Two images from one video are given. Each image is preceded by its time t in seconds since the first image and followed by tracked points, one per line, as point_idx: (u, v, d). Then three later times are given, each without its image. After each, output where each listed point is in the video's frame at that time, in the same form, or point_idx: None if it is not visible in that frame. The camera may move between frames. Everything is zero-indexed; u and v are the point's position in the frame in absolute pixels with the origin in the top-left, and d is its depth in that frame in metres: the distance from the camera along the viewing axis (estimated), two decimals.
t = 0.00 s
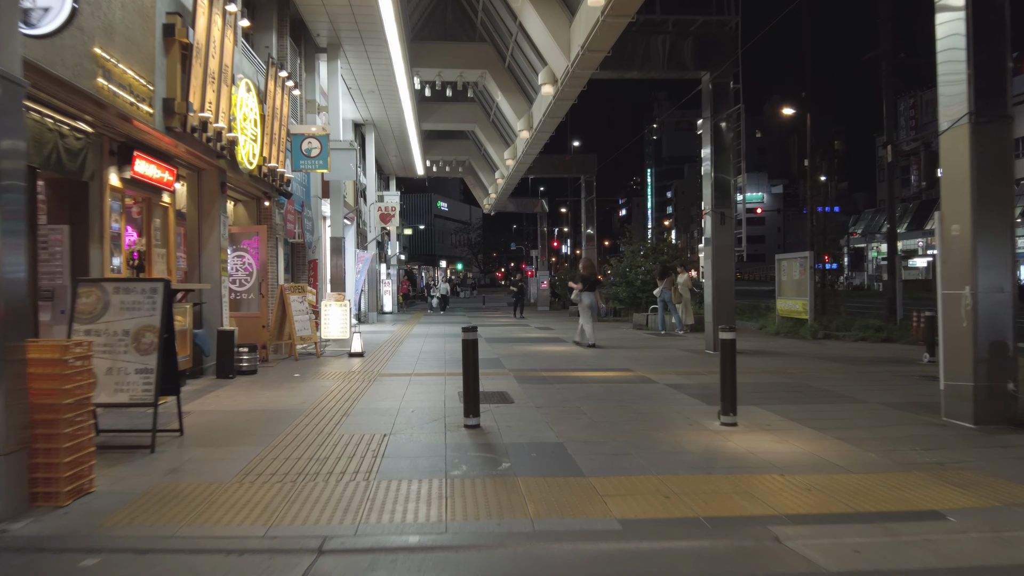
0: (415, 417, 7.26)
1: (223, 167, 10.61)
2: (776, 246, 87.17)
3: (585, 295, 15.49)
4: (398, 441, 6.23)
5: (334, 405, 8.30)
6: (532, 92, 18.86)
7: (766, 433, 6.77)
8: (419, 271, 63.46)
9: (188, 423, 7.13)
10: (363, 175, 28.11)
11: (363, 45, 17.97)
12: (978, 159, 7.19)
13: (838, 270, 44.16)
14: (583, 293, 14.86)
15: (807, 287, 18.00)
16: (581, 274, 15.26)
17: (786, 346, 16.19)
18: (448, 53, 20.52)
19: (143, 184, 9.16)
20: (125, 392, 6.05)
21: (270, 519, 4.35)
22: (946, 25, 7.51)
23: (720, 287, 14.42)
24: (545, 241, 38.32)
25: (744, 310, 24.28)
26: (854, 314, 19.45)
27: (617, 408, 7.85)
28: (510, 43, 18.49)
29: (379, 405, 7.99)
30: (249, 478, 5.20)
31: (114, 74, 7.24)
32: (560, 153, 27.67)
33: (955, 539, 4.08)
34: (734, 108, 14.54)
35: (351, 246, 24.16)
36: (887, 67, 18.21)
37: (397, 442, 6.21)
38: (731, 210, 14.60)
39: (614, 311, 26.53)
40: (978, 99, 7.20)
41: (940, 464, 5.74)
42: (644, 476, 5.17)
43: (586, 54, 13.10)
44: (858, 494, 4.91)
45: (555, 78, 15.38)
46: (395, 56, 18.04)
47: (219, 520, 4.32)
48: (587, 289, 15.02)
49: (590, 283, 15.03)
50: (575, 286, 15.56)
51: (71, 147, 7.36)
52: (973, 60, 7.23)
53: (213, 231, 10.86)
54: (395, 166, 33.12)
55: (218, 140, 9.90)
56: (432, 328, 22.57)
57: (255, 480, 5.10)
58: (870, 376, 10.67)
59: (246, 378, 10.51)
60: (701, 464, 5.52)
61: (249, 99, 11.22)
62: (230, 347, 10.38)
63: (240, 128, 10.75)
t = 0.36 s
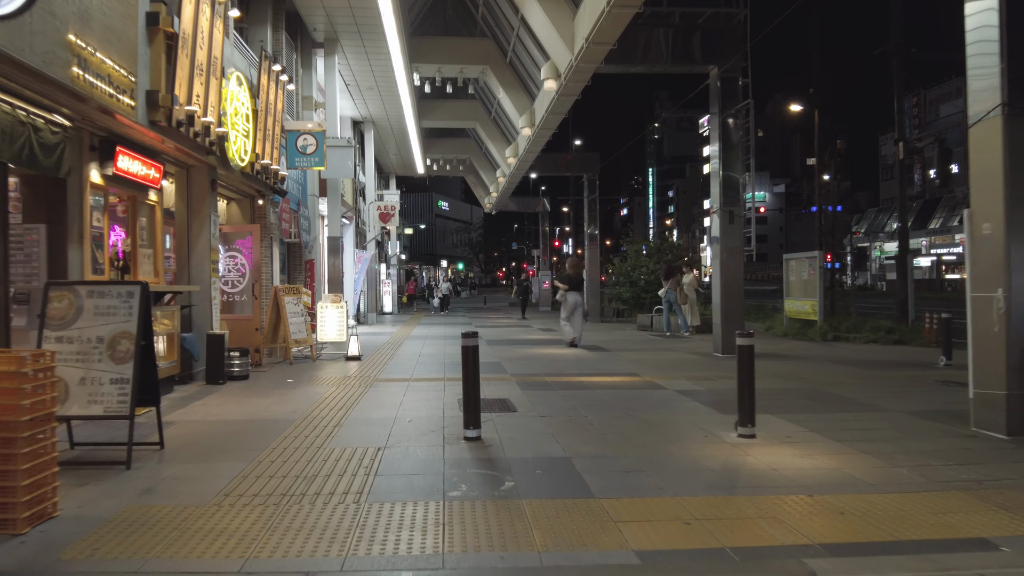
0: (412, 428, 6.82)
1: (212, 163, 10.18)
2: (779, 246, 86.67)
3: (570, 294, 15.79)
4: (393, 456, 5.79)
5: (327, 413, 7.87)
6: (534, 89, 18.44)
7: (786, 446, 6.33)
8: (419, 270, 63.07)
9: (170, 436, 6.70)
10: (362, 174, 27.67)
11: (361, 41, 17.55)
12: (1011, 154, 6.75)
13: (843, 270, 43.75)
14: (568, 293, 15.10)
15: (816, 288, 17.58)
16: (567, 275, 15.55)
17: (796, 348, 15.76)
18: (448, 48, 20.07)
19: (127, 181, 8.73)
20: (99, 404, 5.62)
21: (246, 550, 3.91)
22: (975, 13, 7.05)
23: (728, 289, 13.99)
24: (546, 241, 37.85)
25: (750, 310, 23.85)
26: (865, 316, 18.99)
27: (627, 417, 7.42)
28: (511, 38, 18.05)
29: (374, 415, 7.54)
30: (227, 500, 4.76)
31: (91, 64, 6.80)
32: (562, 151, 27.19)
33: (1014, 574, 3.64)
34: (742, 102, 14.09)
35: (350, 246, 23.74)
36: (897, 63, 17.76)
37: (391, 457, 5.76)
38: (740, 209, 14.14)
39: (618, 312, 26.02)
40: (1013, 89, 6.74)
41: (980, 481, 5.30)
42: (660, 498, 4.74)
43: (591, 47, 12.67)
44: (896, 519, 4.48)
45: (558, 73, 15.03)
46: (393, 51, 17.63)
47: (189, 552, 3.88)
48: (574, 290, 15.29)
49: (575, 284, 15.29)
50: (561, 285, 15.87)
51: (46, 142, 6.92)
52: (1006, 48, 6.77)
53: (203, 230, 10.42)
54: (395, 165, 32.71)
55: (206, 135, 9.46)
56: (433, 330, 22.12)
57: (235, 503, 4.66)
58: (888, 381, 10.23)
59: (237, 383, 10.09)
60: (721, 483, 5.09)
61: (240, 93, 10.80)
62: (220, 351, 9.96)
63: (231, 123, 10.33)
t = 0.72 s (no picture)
0: (411, 438, 6.37)
1: (203, 156, 9.72)
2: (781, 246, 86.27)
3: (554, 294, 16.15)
4: (392, 469, 5.33)
5: (322, 419, 7.43)
6: (538, 83, 18.02)
7: (814, 457, 5.90)
8: (420, 270, 62.75)
9: (153, 446, 6.27)
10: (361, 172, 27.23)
11: (360, 34, 17.12)
12: None
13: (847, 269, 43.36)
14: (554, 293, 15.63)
15: (825, 287, 17.16)
16: (552, 277, 16.14)
17: (807, 349, 15.35)
18: (449, 42, 19.65)
19: (112, 175, 8.29)
20: (72, 412, 5.18)
21: None
22: None
23: (738, 289, 13.55)
24: (548, 240, 37.41)
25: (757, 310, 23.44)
26: (876, 316, 18.55)
27: (640, 423, 6.98)
28: (514, 31, 17.63)
29: (371, 422, 7.10)
30: (209, 520, 4.33)
31: (70, 47, 6.36)
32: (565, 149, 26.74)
33: None
34: (754, 96, 13.66)
35: (350, 245, 23.35)
36: (910, 56, 17.29)
37: (389, 470, 5.33)
38: (750, 205, 13.70)
39: (622, 312, 25.58)
40: None
41: None
42: (685, 518, 4.29)
43: (598, 38, 12.24)
44: (948, 542, 4.05)
45: (563, 66, 14.42)
46: (393, 44, 17.20)
47: None
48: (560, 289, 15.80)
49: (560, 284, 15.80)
50: (545, 287, 16.46)
51: (22, 132, 6.48)
52: None
53: (194, 226, 9.98)
54: (395, 163, 32.30)
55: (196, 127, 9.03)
56: (433, 330, 21.67)
57: (216, 525, 4.22)
58: (910, 386, 9.80)
59: (229, 387, 9.66)
60: (750, 500, 4.66)
61: (233, 85, 10.37)
62: (211, 353, 9.53)
63: (223, 115, 9.90)
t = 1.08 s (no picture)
0: (405, 447, 6.00)
1: (191, 151, 9.35)
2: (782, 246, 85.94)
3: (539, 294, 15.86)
4: (383, 483, 4.95)
5: (312, 425, 7.05)
6: (539, 79, 17.66)
7: (834, 467, 5.53)
8: (420, 270, 62.40)
9: (132, 455, 5.91)
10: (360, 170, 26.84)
11: (357, 30, 16.76)
12: None
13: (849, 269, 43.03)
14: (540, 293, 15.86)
15: (833, 288, 16.79)
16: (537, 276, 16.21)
17: (814, 351, 14.99)
18: (449, 37, 19.27)
19: (93, 169, 7.92)
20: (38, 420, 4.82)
21: None
22: None
23: (746, 289, 13.16)
24: (548, 240, 36.99)
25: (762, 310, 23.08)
26: (885, 317, 18.14)
27: (648, 431, 6.61)
28: (514, 26, 17.28)
29: (364, 429, 6.73)
30: (180, 541, 3.94)
31: (44, 31, 5.99)
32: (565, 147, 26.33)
33: None
34: (760, 90, 13.32)
35: (348, 245, 23.01)
36: (920, 52, 16.89)
37: (380, 484, 4.94)
38: (756, 202, 13.36)
39: (624, 312, 25.19)
40: None
41: None
42: (703, 539, 3.92)
43: (601, 30, 11.88)
44: (991, 566, 3.68)
45: (566, 60, 14.12)
46: (391, 39, 16.82)
47: None
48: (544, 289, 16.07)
49: (545, 283, 16.03)
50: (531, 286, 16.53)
51: None
52: None
53: (181, 224, 9.61)
54: (394, 163, 31.96)
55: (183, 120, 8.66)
56: (432, 331, 21.31)
57: (186, 547, 3.84)
58: (925, 389, 9.43)
59: (219, 391, 9.30)
60: (771, 518, 4.29)
61: (223, 77, 10.00)
62: (200, 355, 9.17)
63: (213, 108, 9.54)
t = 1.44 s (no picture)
0: (394, 463, 5.55)
1: (173, 146, 8.90)
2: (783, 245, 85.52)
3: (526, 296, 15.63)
4: (367, 506, 4.50)
5: (297, 435, 6.61)
6: (538, 75, 17.25)
7: (859, 485, 5.09)
8: (420, 270, 62.01)
9: (99, 472, 5.47)
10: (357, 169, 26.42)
11: (352, 24, 16.33)
12: None
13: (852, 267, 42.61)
14: (526, 293, 15.74)
15: (841, 288, 16.34)
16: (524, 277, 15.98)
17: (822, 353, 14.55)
18: (446, 32, 18.85)
19: (66, 165, 7.48)
20: None
21: None
22: None
23: (753, 289, 12.72)
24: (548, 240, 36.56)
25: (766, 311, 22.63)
26: (894, 318, 17.69)
27: (655, 443, 6.16)
28: (513, 20, 16.84)
29: (350, 441, 6.28)
30: None
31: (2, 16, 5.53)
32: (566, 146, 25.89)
33: None
34: (767, 84, 12.87)
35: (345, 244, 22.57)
36: (930, 45, 16.44)
37: (363, 507, 4.50)
38: (764, 200, 12.88)
39: (626, 313, 24.74)
40: None
41: None
42: None
43: (603, 21, 11.44)
44: None
45: (566, 53, 13.64)
46: (387, 34, 16.38)
47: None
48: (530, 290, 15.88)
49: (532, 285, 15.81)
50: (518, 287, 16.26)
51: None
52: None
53: (164, 224, 9.17)
54: (393, 162, 31.56)
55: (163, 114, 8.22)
56: (430, 332, 20.89)
57: None
58: (946, 395, 8.98)
59: (203, 398, 8.87)
60: (797, 548, 3.85)
61: (208, 69, 9.56)
62: (182, 361, 8.74)
63: (196, 101, 9.11)
